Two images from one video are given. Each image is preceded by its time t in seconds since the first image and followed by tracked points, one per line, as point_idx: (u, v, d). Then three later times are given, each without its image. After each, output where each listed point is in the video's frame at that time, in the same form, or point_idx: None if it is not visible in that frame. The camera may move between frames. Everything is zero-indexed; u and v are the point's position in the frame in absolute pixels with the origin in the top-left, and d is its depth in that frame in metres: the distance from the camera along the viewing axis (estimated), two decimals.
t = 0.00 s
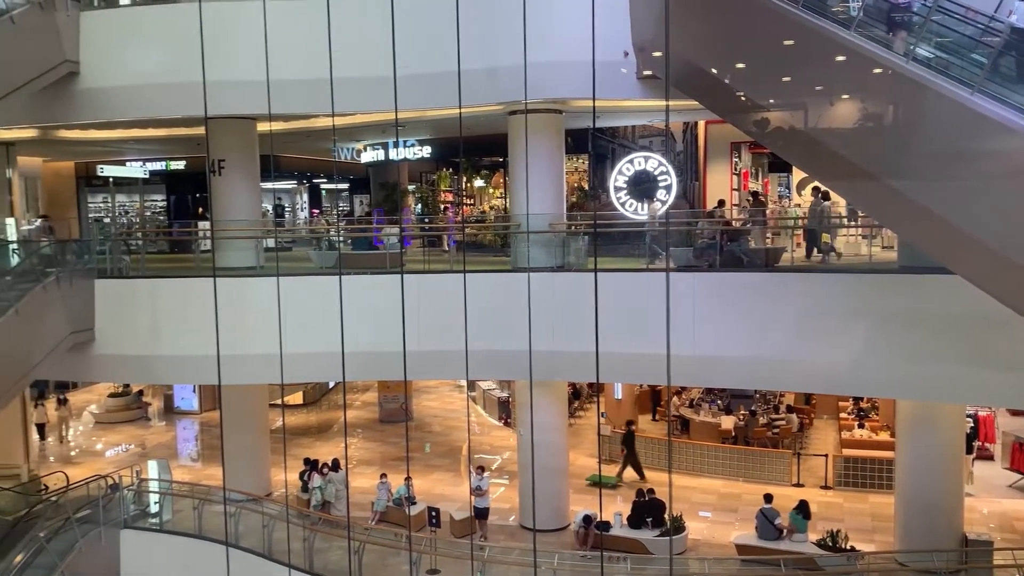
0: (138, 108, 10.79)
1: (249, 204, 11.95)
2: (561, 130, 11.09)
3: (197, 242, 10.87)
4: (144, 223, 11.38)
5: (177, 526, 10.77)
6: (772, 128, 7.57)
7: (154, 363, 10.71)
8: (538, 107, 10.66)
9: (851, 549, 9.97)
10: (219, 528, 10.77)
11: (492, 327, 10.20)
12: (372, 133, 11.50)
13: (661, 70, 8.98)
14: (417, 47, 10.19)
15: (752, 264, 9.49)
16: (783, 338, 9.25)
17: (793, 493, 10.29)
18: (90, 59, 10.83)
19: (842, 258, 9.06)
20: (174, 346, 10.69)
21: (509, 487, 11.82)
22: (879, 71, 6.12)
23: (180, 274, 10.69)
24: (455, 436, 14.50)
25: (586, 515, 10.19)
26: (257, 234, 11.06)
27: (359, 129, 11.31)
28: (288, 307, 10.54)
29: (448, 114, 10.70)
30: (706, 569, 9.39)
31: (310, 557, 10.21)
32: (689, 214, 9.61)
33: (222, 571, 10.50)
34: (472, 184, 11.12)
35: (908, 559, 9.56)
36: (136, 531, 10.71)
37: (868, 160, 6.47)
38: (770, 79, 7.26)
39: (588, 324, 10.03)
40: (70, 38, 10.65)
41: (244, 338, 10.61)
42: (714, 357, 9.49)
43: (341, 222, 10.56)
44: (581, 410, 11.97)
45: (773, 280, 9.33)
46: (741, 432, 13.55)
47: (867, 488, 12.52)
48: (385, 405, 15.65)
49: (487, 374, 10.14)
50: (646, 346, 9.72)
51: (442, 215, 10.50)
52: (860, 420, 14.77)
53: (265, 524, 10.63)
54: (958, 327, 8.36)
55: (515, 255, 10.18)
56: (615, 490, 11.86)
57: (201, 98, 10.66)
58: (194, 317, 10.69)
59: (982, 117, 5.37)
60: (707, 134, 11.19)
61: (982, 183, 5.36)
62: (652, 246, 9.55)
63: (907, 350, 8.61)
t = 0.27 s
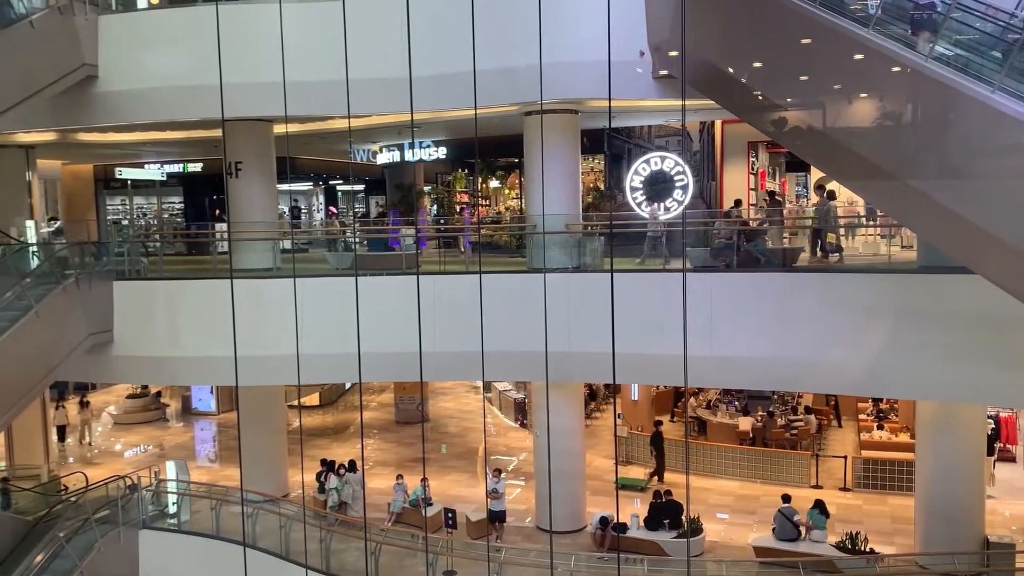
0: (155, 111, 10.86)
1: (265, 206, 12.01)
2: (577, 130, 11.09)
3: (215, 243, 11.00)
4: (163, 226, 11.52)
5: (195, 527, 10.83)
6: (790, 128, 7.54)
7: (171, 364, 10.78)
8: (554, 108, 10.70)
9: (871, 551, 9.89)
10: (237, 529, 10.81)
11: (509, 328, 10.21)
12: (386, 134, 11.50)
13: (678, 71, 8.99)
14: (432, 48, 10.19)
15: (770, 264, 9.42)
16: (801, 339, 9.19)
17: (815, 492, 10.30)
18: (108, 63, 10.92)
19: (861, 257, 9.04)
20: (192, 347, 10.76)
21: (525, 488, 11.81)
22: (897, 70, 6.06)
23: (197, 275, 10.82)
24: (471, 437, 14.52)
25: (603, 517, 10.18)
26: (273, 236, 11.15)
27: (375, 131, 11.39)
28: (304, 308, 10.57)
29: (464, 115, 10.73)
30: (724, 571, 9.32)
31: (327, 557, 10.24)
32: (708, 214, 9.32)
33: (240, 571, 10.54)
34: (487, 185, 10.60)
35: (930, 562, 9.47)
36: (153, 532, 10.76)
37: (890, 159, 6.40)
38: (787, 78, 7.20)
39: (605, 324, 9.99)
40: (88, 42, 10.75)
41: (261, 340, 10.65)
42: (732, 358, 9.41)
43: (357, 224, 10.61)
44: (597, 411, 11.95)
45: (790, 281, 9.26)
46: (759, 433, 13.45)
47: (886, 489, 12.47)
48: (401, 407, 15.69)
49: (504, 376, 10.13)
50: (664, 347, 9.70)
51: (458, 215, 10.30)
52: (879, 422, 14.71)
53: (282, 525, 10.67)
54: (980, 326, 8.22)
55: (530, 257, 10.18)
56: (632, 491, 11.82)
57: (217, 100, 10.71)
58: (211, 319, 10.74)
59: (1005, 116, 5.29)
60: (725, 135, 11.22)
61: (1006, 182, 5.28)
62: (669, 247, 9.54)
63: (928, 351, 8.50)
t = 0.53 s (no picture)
0: (162, 112, 10.90)
1: (270, 207, 11.99)
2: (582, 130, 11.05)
3: (221, 244, 11.00)
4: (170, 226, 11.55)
5: (201, 527, 10.86)
6: (795, 129, 7.51)
7: (178, 365, 10.82)
8: (559, 108, 10.68)
9: (877, 553, 9.86)
10: (242, 528, 10.84)
11: (514, 328, 10.21)
12: (393, 136, 11.71)
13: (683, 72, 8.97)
14: (438, 49, 10.21)
15: (776, 265, 9.40)
16: (807, 340, 9.17)
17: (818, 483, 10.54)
18: (115, 64, 10.96)
19: (866, 258, 8.98)
20: (198, 348, 10.79)
21: (530, 488, 11.83)
22: (903, 70, 6.04)
23: (203, 275, 10.83)
24: (476, 438, 14.54)
25: (608, 517, 10.18)
26: (280, 237, 11.07)
27: (382, 131, 11.47)
28: (309, 308, 10.61)
29: (469, 115, 10.74)
30: (730, 573, 9.30)
31: (332, 557, 10.27)
32: (710, 215, 9.56)
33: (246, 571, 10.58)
34: (494, 187, 11.45)
35: (935, 564, 9.47)
36: (160, 531, 10.79)
37: (895, 160, 6.38)
38: (793, 79, 7.19)
39: (610, 325, 9.98)
40: (95, 43, 10.79)
41: (267, 340, 10.69)
42: (738, 359, 9.39)
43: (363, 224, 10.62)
44: (602, 411, 12.02)
45: (796, 282, 9.25)
46: (765, 435, 13.37)
47: (891, 491, 12.41)
48: (406, 407, 15.71)
49: (509, 376, 10.14)
50: (670, 348, 9.70)
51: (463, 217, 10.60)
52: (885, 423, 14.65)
53: (287, 525, 10.70)
54: (986, 328, 8.19)
55: (536, 257, 10.12)
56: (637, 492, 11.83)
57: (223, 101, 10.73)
58: (216, 319, 10.77)
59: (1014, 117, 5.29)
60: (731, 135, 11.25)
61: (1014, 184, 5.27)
62: (674, 247, 9.57)
63: (934, 353, 8.48)
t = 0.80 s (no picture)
0: (158, 109, 10.88)
1: (265, 205, 12.00)
2: (578, 131, 11.16)
3: (217, 242, 11.00)
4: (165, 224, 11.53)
5: (196, 525, 10.84)
6: (791, 129, 7.54)
7: (172, 363, 10.80)
8: (555, 108, 10.69)
9: (871, 553, 9.89)
10: (237, 527, 10.83)
11: (510, 327, 10.24)
12: (389, 134, 11.72)
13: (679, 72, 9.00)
14: (434, 48, 10.20)
15: (771, 265, 9.43)
16: (802, 339, 9.19)
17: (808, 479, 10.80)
18: (111, 62, 10.94)
19: (860, 258, 9.01)
20: (192, 346, 10.78)
21: (525, 487, 11.84)
22: (898, 71, 6.06)
23: (198, 274, 10.83)
24: (472, 437, 14.54)
25: (603, 517, 10.18)
26: (274, 235, 11.12)
27: (378, 129, 11.49)
28: (305, 307, 10.61)
29: (466, 114, 10.75)
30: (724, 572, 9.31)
31: (327, 556, 10.26)
32: (707, 215, 9.37)
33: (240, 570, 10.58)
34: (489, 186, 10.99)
35: (929, 563, 9.51)
36: (154, 530, 10.76)
37: (890, 160, 6.41)
38: (789, 79, 7.21)
39: (606, 325, 10.00)
40: (91, 41, 10.77)
41: (262, 338, 10.67)
42: (733, 359, 9.42)
43: (360, 224, 10.64)
44: (598, 411, 12.11)
45: (790, 283, 9.27)
46: (759, 434, 13.45)
47: (886, 490, 12.44)
48: (402, 407, 15.70)
49: (504, 376, 10.14)
50: (665, 348, 9.71)
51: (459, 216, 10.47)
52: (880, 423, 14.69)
53: (282, 524, 10.70)
54: (980, 328, 8.23)
55: (532, 256, 10.20)
56: (632, 492, 11.84)
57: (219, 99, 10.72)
58: (211, 317, 10.76)
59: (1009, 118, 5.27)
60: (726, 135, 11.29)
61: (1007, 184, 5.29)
62: (669, 247, 9.60)
63: (929, 353, 8.51)
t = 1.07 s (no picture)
0: (146, 106, 10.83)
1: (254, 203, 11.98)
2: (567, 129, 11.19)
3: (205, 239, 10.86)
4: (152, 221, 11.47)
5: (183, 523, 10.80)
6: (778, 129, 7.56)
7: (160, 361, 10.75)
8: (544, 107, 10.73)
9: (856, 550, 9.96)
10: (225, 525, 10.80)
11: (498, 325, 10.23)
12: (378, 131, 11.66)
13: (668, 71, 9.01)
14: (424, 46, 10.19)
15: (758, 264, 9.47)
16: (788, 337, 9.23)
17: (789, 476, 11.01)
18: (98, 58, 10.88)
19: (847, 257, 9.03)
20: (180, 343, 10.73)
21: (514, 485, 11.87)
22: (885, 71, 6.10)
23: (185, 271, 10.74)
24: (460, 435, 14.55)
25: (591, 514, 10.20)
26: (263, 233, 11.13)
27: (367, 128, 11.54)
28: (294, 304, 10.58)
29: (455, 112, 10.75)
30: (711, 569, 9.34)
31: (315, 554, 10.26)
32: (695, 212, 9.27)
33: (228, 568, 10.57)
34: (479, 183, 11.07)
35: (914, 560, 9.59)
36: (142, 528, 10.72)
37: (876, 159, 6.46)
38: (777, 79, 7.25)
39: (593, 323, 10.02)
40: (78, 37, 10.70)
41: (250, 336, 10.65)
42: (720, 357, 9.45)
43: (348, 221, 10.62)
44: (587, 409, 11.87)
45: (778, 281, 9.31)
46: (746, 432, 13.46)
47: (872, 488, 12.52)
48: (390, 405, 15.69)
49: (492, 373, 10.14)
50: (653, 346, 9.74)
51: (448, 214, 10.53)
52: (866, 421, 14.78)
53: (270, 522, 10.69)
54: (965, 326, 8.30)
55: (521, 254, 10.17)
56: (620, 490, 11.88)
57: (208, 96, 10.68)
58: (199, 315, 10.71)
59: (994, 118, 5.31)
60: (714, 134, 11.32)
61: (991, 184, 5.34)
62: (658, 245, 9.52)
63: (914, 351, 8.58)
